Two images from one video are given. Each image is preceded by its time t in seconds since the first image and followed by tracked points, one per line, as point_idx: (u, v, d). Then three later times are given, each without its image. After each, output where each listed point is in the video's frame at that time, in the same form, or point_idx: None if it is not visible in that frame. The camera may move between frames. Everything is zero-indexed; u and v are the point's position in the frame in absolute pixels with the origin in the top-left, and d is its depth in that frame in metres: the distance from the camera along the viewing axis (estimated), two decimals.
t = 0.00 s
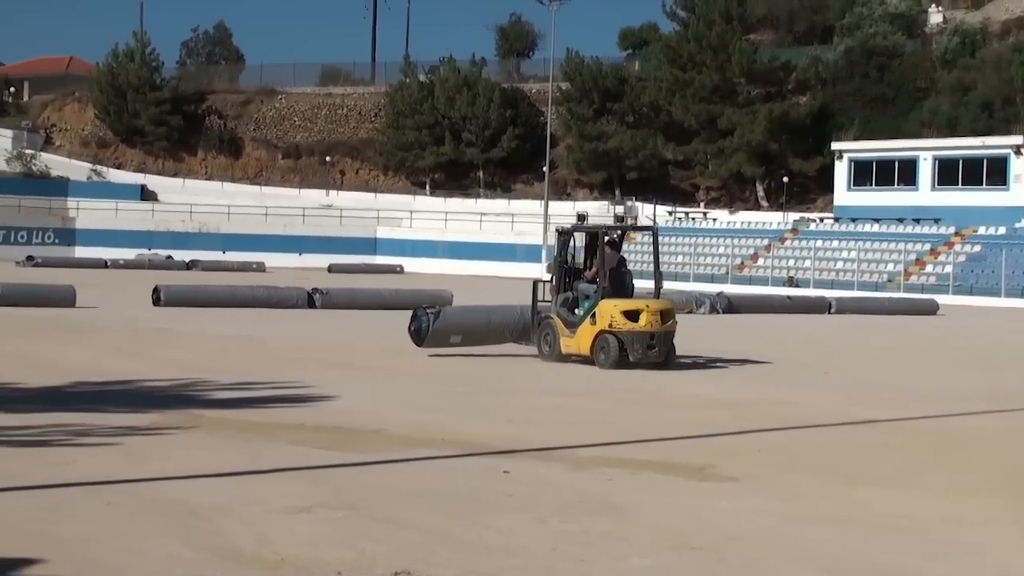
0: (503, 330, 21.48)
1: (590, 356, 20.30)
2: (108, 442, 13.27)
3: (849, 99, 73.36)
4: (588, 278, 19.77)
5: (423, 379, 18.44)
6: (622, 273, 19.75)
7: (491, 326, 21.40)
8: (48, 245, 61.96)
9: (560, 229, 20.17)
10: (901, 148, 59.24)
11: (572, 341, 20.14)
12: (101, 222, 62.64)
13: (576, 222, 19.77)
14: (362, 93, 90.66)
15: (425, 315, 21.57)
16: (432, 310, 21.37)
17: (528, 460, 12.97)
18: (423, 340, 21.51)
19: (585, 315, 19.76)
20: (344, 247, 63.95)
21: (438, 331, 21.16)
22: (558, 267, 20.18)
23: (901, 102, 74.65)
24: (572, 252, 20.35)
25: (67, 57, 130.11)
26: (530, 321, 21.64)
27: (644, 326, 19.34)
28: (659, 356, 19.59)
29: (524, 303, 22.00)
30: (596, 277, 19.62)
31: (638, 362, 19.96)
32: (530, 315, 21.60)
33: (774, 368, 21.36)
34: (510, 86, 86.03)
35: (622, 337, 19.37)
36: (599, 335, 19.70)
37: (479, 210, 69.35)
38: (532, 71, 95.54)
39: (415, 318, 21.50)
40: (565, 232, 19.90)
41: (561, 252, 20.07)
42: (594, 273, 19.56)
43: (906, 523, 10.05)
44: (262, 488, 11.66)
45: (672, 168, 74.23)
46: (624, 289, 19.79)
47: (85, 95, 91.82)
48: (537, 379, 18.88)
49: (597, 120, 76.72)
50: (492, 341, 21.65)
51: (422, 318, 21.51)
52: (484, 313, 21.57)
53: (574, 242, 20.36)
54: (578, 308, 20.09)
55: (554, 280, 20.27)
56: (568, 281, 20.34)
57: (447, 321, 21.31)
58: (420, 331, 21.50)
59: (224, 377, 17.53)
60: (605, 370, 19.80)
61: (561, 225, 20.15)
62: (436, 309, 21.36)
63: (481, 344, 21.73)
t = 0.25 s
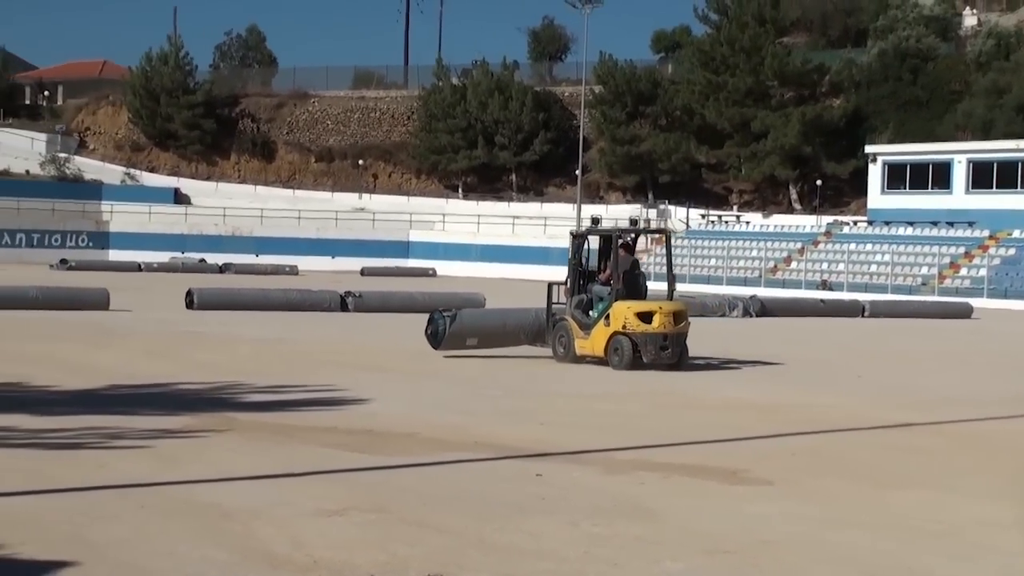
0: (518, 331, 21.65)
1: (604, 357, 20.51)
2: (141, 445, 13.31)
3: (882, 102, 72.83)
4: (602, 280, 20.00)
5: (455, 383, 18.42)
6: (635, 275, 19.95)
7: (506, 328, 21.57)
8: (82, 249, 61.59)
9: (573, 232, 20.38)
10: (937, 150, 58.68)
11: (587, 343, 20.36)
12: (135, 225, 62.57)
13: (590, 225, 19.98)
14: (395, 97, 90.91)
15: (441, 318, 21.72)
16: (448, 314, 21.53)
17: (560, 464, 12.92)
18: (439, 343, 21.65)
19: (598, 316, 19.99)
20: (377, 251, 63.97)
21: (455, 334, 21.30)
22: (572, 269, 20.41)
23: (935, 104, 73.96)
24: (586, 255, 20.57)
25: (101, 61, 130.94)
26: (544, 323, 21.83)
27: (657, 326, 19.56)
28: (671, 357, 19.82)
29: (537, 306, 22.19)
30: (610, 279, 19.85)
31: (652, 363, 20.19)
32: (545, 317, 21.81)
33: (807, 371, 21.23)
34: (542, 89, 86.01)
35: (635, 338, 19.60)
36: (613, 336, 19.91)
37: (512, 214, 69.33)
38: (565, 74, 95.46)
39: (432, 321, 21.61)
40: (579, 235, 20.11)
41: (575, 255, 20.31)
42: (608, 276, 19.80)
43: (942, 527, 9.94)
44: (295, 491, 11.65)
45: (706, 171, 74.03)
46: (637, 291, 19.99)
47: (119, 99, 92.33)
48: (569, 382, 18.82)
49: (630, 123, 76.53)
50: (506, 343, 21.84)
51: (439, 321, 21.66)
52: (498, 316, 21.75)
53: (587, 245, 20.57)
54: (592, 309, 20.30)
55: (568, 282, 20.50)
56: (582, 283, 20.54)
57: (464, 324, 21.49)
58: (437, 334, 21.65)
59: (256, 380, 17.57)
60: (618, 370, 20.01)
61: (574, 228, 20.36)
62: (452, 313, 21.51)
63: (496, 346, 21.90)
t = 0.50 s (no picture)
0: (535, 331, 21.87)
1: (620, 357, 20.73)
2: (176, 446, 13.36)
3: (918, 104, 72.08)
4: (618, 281, 20.21)
5: (489, 384, 18.40)
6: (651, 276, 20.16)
7: (523, 327, 21.79)
8: (118, 250, 62.86)
9: (590, 235, 20.60)
10: (973, 152, 57.94)
11: (603, 343, 20.58)
12: (172, 227, 63.08)
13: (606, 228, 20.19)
14: (429, 99, 91.07)
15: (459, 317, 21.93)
16: (466, 313, 21.75)
17: (594, 466, 12.87)
18: (458, 342, 21.86)
19: (615, 316, 20.19)
20: (411, 252, 64.01)
21: (473, 333, 21.49)
22: (589, 271, 20.63)
23: (972, 106, 73.06)
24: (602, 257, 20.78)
25: (137, 64, 131.94)
26: (561, 323, 22.05)
27: (672, 327, 19.76)
28: (687, 356, 20.02)
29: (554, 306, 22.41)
30: (626, 280, 20.06)
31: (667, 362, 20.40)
32: (562, 317, 22.06)
33: (843, 372, 21.06)
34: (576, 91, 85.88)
35: (651, 338, 19.81)
36: (629, 336, 20.13)
37: (546, 216, 69.28)
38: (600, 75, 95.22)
39: (450, 321, 21.83)
40: (595, 237, 20.33)
41: (591, 257, 20.53)
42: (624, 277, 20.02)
43: (981, 531, 9.82)
44: (330, 493, 11.65)
45: (740, 173, 73.68)
46: (653, 293, 20.20)
47: (154, 101, 92.93)
48: (603, 384, 18.75)
49: (665, 125, 76.25)
50: (523, 342, 22.05)
51: (457, 320, 21.87)
52: (516, 316, 21.95)
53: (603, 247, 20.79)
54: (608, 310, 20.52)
55: (584, 283, 20.73)
56: (599, 285, 20.76)
57: (483, 323, 21.70)
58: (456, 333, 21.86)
59: (291, 382, 17.61)
60: (634, 370, 20.22)
61: (591, 230, 20.58)
62: (471, 312, 21.73)
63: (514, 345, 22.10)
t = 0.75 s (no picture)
0: (549, 330, 22.19)
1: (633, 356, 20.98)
2: (208, 448, 13.36)
3: (950, 106, 71.26)
4: (632, 282, 20.47)
5: (520, 386, 18.35)
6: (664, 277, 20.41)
7: (537, 327, 22.12)
8: (150, 252, 63.30)
9: (605, 236, 20.87)
10: (1007, 152, 57.09)
11: (616, 342, 20.83)
12: (203, 229, 63.42)
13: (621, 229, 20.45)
14: (461, 101, 91.11)
15: (475, 317, 22.34)
16: (481, 313, 22.18)
17: (626, 467, 12.80)
18: (475, 341, 22.35)
19: (628, 317, 20.45)
20: (441, 254, 64.02)
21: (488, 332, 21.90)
22: (603, 272, 20.89)
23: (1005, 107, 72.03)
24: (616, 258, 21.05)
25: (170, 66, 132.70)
26: (575, 323, 22.37)
27: (685, 327, 20.01)
28: (699, 356, 20.27)
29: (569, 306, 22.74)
30: (640, 280, 20.33)
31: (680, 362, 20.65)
32: (577, 317, 22.43)
33: (876, 374, 20.91)
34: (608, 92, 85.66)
35: (663, 338, 20.06)
36: (642, 336, 20.38)
37: (578, 217, 69.14)
38: (632, 77, 94.90)
39: (467, 320, 22.33)
40: (610, 238, 20.59)
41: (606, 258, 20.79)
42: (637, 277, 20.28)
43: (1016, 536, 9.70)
44: (361, 494, 11.63)
45: (772, 175, 73.29)
46: (667, 293, 20.44)
47: (186, 103, 93.25)
48: (635, 386, 18.66)
49: (697, 127, 75.90)
50: (539, 342, 22.39)
51: (473, 320, 22.30)
52: (531, 315, 22.31)
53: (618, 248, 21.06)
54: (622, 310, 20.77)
55: (599, 284, 20.99)
56: (613, 285, 21.01)
57: (497, 323, 22.09)
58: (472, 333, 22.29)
59: (323, 384, 17.60)
60: (647, 369, 20.48)
61: (606, 231, 20.85)
62: (486, 312, 22.15)
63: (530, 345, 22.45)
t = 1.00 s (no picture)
0: (560, 329, 22.31)
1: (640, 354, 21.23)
2: (234, 448, 13.35)
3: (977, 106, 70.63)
4: (640, 281, 20.72)
5: (546, 386, 18.28)
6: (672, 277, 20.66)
7: (549, 325, 22.23)
8: (176, 252, 63.51)
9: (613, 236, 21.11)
10: None
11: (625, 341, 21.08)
12: (229, 229, 63.61)
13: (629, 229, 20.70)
14: (488, 101, 91.16)
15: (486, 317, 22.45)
16: (493, 313, 22.28)
17: (654, 467, 12.73)
18: (486, 340, 22.48)
19: (637, 316, 20.67)
20: (468, 254, 64.07)
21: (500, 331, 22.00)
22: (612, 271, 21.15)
23: None
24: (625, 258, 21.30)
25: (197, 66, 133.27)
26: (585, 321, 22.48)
27: (692, 325, 20.26)
28: (706, 354, 20.51)
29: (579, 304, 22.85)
30: (647, 280, 20.58)
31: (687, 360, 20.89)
32: (586, 316, 22.51)
33: (903, 374, 20.76)
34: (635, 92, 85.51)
35: (671, 336, 20.30)
36: (650, 335, 20.62)
37: (604, 218, 69.03)
38: (659, 77, 94.70)
39: (478, 320, 22.47)
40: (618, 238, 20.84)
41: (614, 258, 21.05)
42: (646, 277, 20.53)
43: None
44: (388, 494, 11.60)
45: (799, 175, 72.97)
46: (674, 293, 20.70)
47: (213, 103, 93.59)
48: (662, 386, 18.56)
49: (723, 127, 75.65)
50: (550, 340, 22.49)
51: (484, 320, 22.40)
52: (541, 314, 22.42)
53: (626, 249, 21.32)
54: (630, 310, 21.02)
55: (608, 283, 21.24)
56: (621, 285, 21.26)
57: (508, 322, 22.20)
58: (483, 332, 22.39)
59: (348, 384, 17.58)
60: (655, 367, 20.71)
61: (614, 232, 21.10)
62: (497, 311, 22.26)
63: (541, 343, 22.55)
